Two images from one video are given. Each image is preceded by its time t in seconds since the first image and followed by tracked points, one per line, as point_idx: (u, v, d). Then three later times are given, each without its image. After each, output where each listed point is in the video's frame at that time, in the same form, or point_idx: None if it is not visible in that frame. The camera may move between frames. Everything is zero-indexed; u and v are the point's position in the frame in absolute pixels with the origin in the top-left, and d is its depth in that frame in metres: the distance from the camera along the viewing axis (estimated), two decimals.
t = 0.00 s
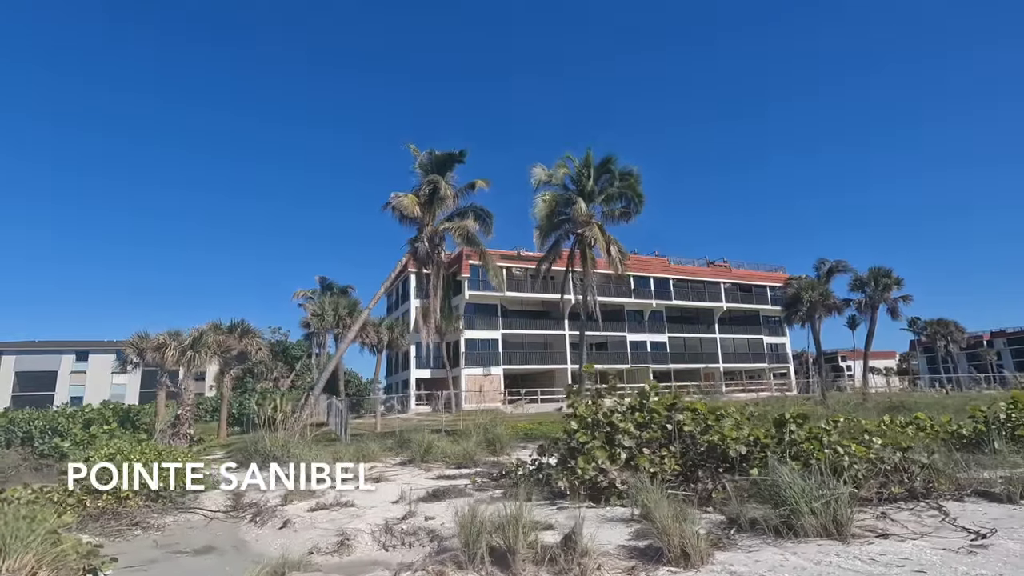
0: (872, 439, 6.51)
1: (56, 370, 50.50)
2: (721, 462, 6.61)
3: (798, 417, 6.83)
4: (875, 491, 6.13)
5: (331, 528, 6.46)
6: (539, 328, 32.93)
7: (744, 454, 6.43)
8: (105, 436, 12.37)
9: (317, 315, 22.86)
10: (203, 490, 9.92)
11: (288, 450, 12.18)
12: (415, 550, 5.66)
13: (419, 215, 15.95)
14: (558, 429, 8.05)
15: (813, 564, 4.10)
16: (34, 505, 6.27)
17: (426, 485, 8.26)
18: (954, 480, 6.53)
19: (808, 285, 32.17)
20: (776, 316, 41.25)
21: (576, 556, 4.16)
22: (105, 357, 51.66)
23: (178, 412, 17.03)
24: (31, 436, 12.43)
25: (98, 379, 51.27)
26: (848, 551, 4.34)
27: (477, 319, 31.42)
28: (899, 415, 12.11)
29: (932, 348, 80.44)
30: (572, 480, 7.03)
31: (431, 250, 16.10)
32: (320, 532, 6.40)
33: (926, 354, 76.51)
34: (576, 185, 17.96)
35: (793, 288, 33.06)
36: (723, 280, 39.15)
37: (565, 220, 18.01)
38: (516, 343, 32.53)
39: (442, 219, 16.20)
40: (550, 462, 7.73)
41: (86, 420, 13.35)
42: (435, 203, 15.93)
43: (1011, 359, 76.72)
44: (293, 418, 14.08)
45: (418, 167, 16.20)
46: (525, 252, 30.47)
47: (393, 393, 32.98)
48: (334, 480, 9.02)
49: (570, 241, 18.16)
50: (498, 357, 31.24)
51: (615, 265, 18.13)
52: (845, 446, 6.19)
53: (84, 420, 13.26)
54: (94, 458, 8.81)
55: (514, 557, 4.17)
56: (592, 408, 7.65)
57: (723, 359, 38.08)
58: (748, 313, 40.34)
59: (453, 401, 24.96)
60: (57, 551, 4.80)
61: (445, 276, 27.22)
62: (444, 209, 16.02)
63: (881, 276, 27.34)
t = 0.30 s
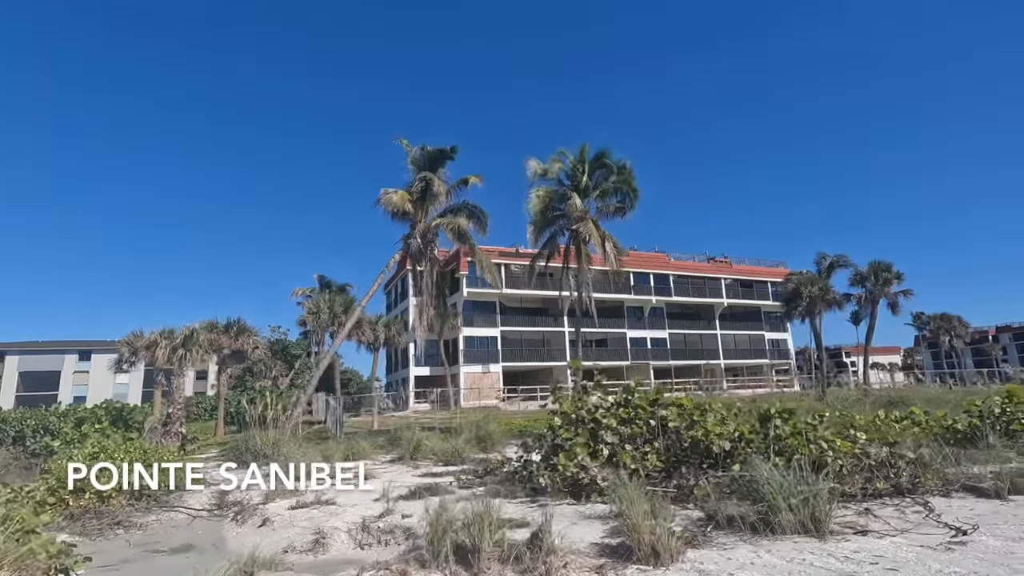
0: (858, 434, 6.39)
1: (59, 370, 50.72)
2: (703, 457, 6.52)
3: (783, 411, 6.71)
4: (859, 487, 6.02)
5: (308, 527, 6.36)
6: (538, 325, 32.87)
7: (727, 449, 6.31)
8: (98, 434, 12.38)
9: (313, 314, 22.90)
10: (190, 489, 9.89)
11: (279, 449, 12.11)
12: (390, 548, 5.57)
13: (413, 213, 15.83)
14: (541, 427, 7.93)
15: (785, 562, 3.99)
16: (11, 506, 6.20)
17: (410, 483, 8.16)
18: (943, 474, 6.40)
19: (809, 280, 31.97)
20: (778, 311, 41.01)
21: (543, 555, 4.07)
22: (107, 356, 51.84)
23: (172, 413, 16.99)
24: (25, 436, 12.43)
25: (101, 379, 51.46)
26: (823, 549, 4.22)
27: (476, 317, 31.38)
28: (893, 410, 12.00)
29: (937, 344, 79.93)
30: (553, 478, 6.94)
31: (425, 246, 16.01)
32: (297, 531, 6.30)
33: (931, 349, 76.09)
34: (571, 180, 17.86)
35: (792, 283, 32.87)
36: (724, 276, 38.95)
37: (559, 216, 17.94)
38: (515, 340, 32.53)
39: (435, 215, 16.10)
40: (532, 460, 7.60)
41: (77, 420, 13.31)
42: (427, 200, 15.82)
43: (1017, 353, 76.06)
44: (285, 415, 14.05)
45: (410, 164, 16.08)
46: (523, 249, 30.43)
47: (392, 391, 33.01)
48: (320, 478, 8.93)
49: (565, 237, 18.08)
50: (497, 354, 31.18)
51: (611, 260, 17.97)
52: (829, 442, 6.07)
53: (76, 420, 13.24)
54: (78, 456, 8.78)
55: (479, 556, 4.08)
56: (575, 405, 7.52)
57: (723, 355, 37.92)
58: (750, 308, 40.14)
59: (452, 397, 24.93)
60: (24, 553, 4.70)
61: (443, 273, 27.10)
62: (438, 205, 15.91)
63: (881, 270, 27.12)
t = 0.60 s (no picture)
0: (840, 436, 6.24)
1: (60, 372, 50.88)
2: (681, 461, 6.38)
3: (765, 412, 6.56)
4: (840, 491, 5.87)
5: (278, 533, 6.26)
6: (536, 325, 32.77)
7: (706, 452, 6.16)
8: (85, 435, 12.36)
9: (306, 314, 22.91)
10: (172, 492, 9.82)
11: (266, 450, 12.01)
12: (358, 555, 5.47)
13: (404, 213, 15.71)
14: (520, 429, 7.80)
15: (749, 571, 3.87)
16: None
17: (389, 486, 8.05)
18: (927, 478, 6.23)
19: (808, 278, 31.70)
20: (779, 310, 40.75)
21: (500, 564, 3.99)
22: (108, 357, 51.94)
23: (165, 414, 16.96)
24: (13, 438, 12.43)
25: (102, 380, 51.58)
26: (791, 557, 4.08)
27: (474, 317, 31.30)
28: (887, 410, 11.82)
29: (940, 342, 79.40)
30: (530, 481, 6.81)
31: (416, 246, 15.90)
32: (267, 537, 6.20)
33: (934, 348, 75.58)
34: (564, 179, 17.72)
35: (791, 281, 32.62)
36: (724, 274, 38.73)
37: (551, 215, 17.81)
38: (514, 340, 32.48)
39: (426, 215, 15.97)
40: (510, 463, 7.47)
41: (65, 422, 13.25)
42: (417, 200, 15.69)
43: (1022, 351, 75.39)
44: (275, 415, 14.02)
45: (400, 163, 15.95)
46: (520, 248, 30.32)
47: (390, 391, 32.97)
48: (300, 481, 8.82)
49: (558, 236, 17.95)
50: (495, 354, 31.05)
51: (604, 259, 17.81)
52: (809, 445, 5.92)
53: (64, 422, 13.19)
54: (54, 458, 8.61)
55: (435, 565, 3.97)
56: (555, 406, 7.37)
57: (723, 354, 37.70)
58: (750, 307, 39.91)
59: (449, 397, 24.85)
60: None
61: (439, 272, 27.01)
62: (429, 205, 15.78)
63: (880, 268, 26.86)
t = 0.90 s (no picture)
0: (818, 438, 6.11)
1: (58, 371, 50.86)
2: (657, 463, 6.26)
3: (742, 413, 6.45)
4: (817, 495, 5.75)
5: (245, 536, 6.15)
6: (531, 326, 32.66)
7: (681, 454, 6.04)
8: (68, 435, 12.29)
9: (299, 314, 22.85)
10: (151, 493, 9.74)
11: (249, 451, 11.90)
12: (323, 558, 5.36)
13: (393, 212, 15.61)
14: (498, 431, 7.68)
15: None
16: None
17: (366, 488, 7.92)
18: (908, 481, 6.10)
19: (804, 278, 31.58)
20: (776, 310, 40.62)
21: (454, 572, 3.94)
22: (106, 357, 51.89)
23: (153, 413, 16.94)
24: None
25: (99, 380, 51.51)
26: (756, 563, 3.97)
27: (469, 317, 31.21)
28: (877, 412, 11.68)
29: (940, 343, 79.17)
30: (504, 484, 6.70)
31: (405, 245, 15.78)
32: (234, 540, 6.10)
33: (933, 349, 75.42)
34: (555, 178, 17.64)
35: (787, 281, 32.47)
36: (721, 274, 38.61)
37: (543, 214, 17.73)
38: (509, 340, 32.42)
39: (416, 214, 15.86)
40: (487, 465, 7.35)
41: (48, 422, 13.15)
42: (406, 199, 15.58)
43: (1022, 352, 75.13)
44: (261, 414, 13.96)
45: (389, 163, 15.87)
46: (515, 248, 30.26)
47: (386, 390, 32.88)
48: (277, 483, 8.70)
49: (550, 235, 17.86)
50: (490, 355, 30.93)
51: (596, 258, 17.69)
52: (786, 448, 5.79)
53: (48, 422, 13.10)
54: (27, 459, 8.50)
55: (386, 571, 3.88)
56: (532, 408, 7.25)
57: (721, 355, 37.56)
58: (747, 308, 39.79)
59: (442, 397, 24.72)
60: None
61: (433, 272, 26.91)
62: (418, 204, 15.67)
63: (875, 268, 26.74)
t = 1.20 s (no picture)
0: (805, 436, 5.96)
1: (62, 371, 51.03)
2: (639, 462, 6.14)
3: (728, 411, 6.31)
4: (803, 495, 5.62)
5: (220, 536, 6.07)
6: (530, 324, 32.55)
7: (663, 453, 5.93)
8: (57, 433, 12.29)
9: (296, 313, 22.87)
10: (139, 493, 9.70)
11: (239, 450, 11.88)
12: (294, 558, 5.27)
13: (387, 210, 15.53)
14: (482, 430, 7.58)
15: None
16: None
17: (349, 487, 7.83)
18: (897, 481, 5.96)
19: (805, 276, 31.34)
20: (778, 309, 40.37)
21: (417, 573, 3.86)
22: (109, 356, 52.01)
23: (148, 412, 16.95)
24: None
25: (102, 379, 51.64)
26: (730, 566, 3.84)
27: (469, 315, 31.15)
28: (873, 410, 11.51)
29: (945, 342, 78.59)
30: (486, 483, 6.61)
31: (400, 243, 15.69)
32: (209, 540, 6.01)
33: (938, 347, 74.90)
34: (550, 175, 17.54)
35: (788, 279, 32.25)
36: (722, 272, 38.41)
37: (538, 211, 17.63)
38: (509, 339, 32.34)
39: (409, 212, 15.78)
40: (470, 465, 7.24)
41: (40, 420, 13.14)
42: (399, 196, 15.49)
43: None
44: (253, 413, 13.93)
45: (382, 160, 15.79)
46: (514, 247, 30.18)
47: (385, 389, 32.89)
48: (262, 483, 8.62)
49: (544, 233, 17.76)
50: (489, 353, 30.84)
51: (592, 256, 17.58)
52: (771, 446, 5.64)
53: (40, 420, 13.10)
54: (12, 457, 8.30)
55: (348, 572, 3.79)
56: (515, 406, 7.15)
57: (722, 354, 37.35)
58: (749, 306, 39.54)
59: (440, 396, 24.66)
60: None
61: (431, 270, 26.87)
62: (411, 202, 15.59)
63: (876, 266, 26.49)
